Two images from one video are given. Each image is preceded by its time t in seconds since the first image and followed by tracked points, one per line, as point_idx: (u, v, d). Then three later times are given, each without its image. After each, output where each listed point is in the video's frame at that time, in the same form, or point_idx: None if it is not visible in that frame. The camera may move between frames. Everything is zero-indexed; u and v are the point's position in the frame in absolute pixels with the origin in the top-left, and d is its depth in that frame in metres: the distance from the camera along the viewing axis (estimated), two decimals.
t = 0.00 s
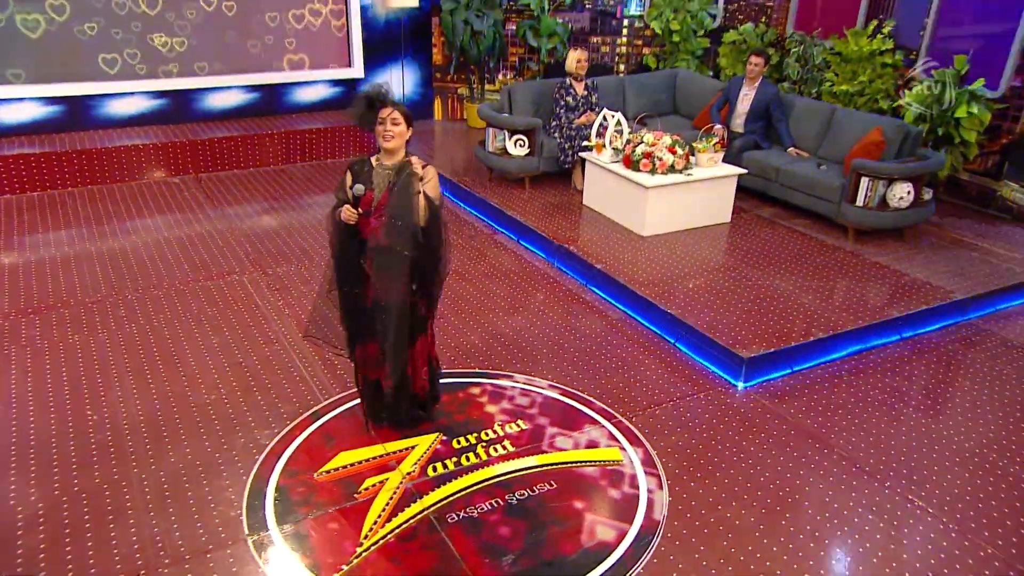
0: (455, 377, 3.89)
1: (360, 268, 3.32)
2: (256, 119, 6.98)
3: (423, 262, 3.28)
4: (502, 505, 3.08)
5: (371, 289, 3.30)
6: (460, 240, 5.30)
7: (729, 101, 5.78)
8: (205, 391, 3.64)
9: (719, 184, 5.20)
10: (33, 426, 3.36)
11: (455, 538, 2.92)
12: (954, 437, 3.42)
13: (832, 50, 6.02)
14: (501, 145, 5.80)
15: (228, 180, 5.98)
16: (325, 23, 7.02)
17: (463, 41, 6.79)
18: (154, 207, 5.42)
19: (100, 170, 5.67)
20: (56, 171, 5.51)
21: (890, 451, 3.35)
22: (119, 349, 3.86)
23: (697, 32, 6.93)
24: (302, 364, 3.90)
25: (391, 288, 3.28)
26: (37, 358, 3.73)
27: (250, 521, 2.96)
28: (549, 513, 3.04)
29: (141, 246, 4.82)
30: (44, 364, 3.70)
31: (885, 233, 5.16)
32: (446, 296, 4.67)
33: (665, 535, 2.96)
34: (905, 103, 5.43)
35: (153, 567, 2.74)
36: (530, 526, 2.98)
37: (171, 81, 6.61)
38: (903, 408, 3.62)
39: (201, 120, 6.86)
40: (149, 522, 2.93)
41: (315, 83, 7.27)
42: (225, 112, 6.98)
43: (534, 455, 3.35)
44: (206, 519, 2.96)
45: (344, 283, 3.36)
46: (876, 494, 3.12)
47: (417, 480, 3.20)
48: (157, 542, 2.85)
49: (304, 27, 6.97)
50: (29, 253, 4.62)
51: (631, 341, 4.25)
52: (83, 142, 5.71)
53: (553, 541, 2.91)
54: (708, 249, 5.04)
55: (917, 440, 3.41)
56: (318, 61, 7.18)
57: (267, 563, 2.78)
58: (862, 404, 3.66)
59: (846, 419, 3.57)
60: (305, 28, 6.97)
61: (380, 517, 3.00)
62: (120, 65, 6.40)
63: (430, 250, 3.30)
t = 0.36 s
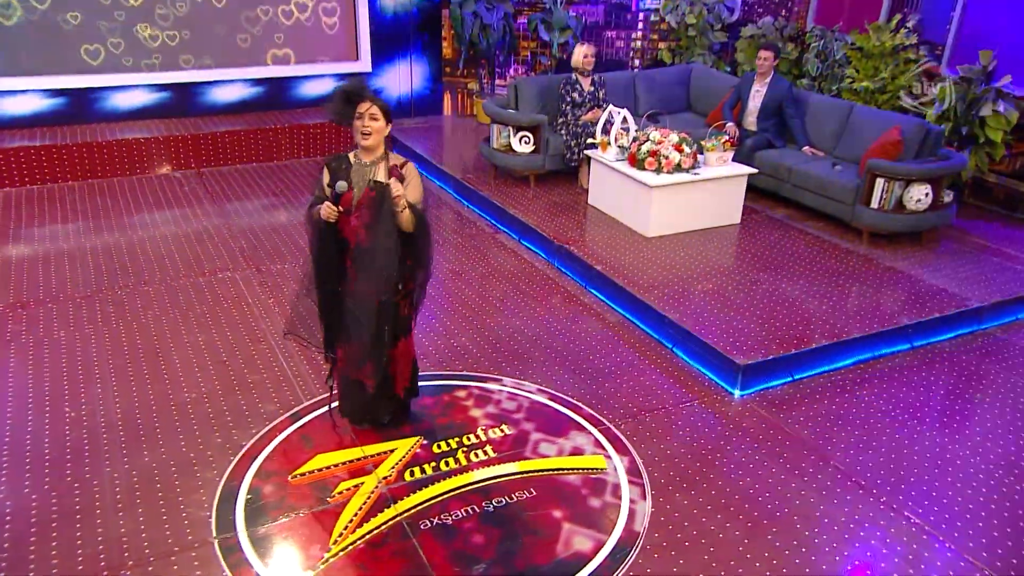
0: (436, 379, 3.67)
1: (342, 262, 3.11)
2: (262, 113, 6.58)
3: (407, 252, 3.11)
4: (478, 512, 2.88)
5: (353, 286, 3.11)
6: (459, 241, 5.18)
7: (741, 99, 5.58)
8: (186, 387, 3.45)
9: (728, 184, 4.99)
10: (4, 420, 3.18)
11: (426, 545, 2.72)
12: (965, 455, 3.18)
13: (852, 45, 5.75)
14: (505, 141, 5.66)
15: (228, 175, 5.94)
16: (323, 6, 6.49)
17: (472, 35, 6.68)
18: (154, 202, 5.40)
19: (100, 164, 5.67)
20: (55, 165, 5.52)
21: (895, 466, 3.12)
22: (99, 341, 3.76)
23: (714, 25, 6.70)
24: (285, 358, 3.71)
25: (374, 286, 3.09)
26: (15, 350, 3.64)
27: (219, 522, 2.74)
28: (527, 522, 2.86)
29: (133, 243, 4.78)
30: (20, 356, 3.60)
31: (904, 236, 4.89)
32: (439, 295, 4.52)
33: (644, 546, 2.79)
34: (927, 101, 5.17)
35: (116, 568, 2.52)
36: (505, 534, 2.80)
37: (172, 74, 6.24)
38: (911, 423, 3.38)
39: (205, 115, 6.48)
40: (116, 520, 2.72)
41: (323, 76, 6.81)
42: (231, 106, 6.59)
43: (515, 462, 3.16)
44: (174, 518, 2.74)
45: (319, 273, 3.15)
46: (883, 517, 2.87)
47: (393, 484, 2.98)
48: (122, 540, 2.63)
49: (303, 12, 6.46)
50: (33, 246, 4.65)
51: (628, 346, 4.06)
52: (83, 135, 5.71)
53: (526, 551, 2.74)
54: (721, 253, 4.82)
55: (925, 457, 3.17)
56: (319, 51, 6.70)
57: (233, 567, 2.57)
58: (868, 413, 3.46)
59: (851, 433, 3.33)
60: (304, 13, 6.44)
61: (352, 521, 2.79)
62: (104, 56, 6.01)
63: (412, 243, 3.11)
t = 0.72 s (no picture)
0: (424, 378, 3.64)
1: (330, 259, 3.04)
2: (275, 110, 6.55)
3: (393, 247, 3.08)
4: (455, 513, 2.84)
5: (339, 284, 3.08)
6: (463, 240, 5.15)
7: (755, 99, 5.45)
8: (176, 383, 3.46)
9: (737, 186, 4.88)
10: None
11: (400, 544, 2.68)
12: (964, 469, 3.05)
13: (873, 43, 5.49)
14: (513, 140, 5.61)
15: (238, 170, 6.00)
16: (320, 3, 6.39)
17: (487, 32, 6.75)
18: (164, 198, 5.47)
19: (115, 159, 5.78)
20: (70, 161, 5.64)
21: (888, 479, 3.01)
22: (96, 335, 3.80)
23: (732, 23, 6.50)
24: (276, 356, 3.70)
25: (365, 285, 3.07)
26: (14, 341, 3.70)
27: (195, 516, 2.71)
28: (505, 525, 2.81)
29: (140, 237, 4.84)
30: (20, 347, 3.66)
31: (919, 241, 4.74)
32: (438, 293, 4.49)
33: (621, 552, 2.73)
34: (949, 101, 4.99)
35: (89, 561, 2.51)
36: (481, 536, 2.75)
37: (186, 69, 6.25)
38: (910, 434, 3.26)
39: (218, 111, 6.49)
40: (94, 513, 2.71)
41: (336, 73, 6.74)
42: (245, 102, 6.59)
43: (498, 463, 3.11)
44: (151, 511, 2.72)
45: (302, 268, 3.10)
46: (874, 533, 2.77)
47: (373, 482, 2.94)
48: (98, 533, 2.62)
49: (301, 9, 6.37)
50: (44, 240, 4.74)
51: (624, 349, 3.98)
52: (98, 130, 5.80)
53: (500, 554, 2.68)
54: (729, 255, 4.70)
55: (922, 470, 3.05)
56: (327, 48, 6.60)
57: (205, 561, 2.54)
58: (866, 422, 3.35)
59: (846, 443, 3.22)
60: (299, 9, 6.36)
61: (328, 518, 2.76)
62: (95, 50, 5.94)
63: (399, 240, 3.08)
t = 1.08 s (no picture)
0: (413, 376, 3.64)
1: (331, 258, 3.00)
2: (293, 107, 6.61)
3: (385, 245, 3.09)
4: (434, 510, 2.82)
5: (338, 280, 3.04)
6: (470, 239, 5.14)
7: (772, 98, 5.32)
8: (172, 375, 3.51)
9: (748, 186, 4.77)
10: None
11: (376, 539, 2.68)
12: (962, 481, 2.95)
13: (895, 42, 5.38)
14: (524, 138, 5.59)
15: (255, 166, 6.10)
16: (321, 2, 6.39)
17: (504, 30, 6.74)
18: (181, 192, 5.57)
19: (132, 154, 5.91)
20: (89, 155, 5.78)
21: (881, 490, 2.92)
22: (101, 326, 3.89)
23: (753, 20, 6.51)
24: (272, 350, 3.74)
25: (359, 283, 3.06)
26: (21, 332, 3.80)
27: (177, 506, 2.74)
28: (483, 524, 2.79)
29: (153, 231, 4.94)
30: (26, 337, 3.76)
31: (935, 246, 4.60)
32: (440, 290, 4.50)
33: (597, 554, 2.69)
34: (971, 102, 4.84)
35: (70, 548, 2.55)
36: (458, 533, 2.74)
37: (206, 66, 6.32)
38: (907, 442, 3.17)
39: (237, 107, 6.58)
40: (79, 501, 2.76)
41: (353, 69, 6.77)
42: (263, 98, 6.66)
43: (482, 461, 3.09)
44: (134, 501, 2.76)
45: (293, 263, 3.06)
46: (861, 544, 2.69)
47: (355, 477, 2.94)
48: (81, 521, 2.66)
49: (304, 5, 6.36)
50: (62, 234, 4.87)
51: (621, 350, 3.94)
52: (117, 125, 5.94)
53: (476, 553, 2.67)
54: (738, 257, 4.61)
55: (916, 481, 2.95)
56: (346, 42, 6.62)
57: (182, 551, 2.55)
58: (863, 430, 3.26)
59: (839, 452, 3.14)
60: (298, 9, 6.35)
61: (308, 511, 2.76)
62: (92, 41, 5.97)
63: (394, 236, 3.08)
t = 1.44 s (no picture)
0: (407, 369, 3.68)
1: (324, 252, 3.07)
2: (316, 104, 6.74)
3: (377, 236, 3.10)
4: (417, 502, 2.86)
5: (334, 274, 3.11)
6: (480, 237, 5.18)
7: (791, 99, 5.17)
8: (175, 365, 3.62)
9: (759, 188, 4.71)
10: (8, 384, 3.44)
11: (358, 529, 2.72)
12: (955, 491, 2.89)
13: (919, 44, 5.26)
14: (538, 137, 5.61)
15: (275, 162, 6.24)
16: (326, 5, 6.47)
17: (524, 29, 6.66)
18: (202, 188, 5.72)
19: (156, 148, 6.13)
20: (115, 148, 6.00)
21: (869, 498, 2.88)
22: (113, 316, 4.02)
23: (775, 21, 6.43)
24: (274, 342, 3.82)
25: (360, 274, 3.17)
26: (38, 320, 3.96)
27: (167, 491, 2.82)
28: (464, 517, 2.82)
29: (172, 226, 5.09)
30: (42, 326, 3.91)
31: (951, 250, 4.48)
32: (444, 286, 4.54)
33: (574, 550, 2.70)
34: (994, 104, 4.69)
35: (63, 528, 2.65)
36: (438, 526, 2.77)
37: (230, 63, 6.48)
38: (903, 451, 3.11)
39: (261, 103, 6.72)
40: (75, 483, 2.86)
41: (375, 67, 6.88)
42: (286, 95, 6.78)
43: (468, 456, 3.12)
44: (126, 485, 2.85)
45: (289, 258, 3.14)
46: (844, 552, 2.65)
47: (343, 468, 3.00)
48: (75, 502, 2.77)
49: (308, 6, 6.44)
50: (86, 228, 5.05)
51: (619, 349, 3.93)
52: (142, 120, 6.16)
53: (454, 545, 2.70)
54: (747, 258, 4.56)
55: (908, 490, 2.90)
56: (371, 42, 6.74)
57: (169, 535, 2.63)
58: (858, 437, 3.20)
59: (831, 459, 3.09)
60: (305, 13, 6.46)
61: (294, 499, 2.82)
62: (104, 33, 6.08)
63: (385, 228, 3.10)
